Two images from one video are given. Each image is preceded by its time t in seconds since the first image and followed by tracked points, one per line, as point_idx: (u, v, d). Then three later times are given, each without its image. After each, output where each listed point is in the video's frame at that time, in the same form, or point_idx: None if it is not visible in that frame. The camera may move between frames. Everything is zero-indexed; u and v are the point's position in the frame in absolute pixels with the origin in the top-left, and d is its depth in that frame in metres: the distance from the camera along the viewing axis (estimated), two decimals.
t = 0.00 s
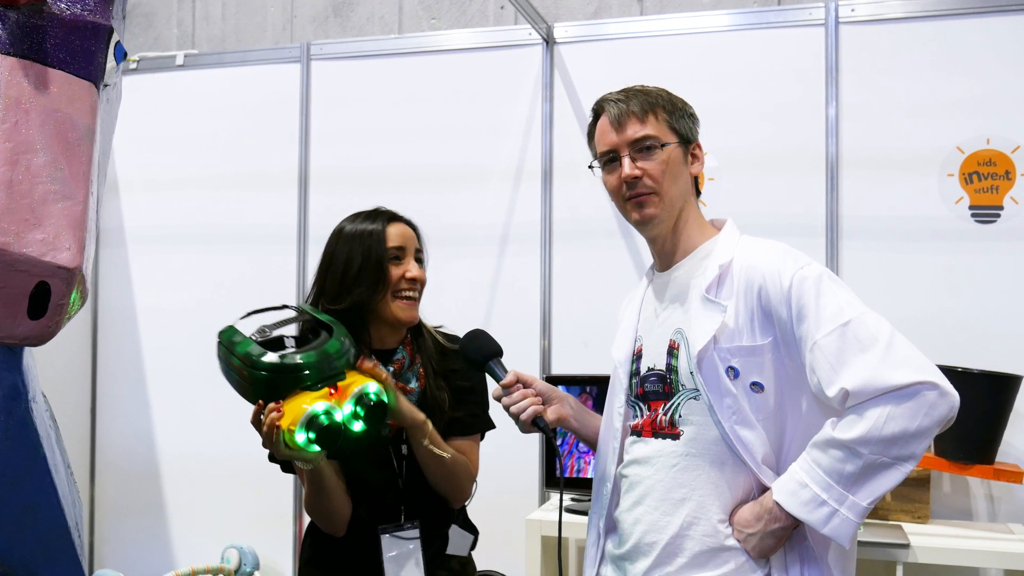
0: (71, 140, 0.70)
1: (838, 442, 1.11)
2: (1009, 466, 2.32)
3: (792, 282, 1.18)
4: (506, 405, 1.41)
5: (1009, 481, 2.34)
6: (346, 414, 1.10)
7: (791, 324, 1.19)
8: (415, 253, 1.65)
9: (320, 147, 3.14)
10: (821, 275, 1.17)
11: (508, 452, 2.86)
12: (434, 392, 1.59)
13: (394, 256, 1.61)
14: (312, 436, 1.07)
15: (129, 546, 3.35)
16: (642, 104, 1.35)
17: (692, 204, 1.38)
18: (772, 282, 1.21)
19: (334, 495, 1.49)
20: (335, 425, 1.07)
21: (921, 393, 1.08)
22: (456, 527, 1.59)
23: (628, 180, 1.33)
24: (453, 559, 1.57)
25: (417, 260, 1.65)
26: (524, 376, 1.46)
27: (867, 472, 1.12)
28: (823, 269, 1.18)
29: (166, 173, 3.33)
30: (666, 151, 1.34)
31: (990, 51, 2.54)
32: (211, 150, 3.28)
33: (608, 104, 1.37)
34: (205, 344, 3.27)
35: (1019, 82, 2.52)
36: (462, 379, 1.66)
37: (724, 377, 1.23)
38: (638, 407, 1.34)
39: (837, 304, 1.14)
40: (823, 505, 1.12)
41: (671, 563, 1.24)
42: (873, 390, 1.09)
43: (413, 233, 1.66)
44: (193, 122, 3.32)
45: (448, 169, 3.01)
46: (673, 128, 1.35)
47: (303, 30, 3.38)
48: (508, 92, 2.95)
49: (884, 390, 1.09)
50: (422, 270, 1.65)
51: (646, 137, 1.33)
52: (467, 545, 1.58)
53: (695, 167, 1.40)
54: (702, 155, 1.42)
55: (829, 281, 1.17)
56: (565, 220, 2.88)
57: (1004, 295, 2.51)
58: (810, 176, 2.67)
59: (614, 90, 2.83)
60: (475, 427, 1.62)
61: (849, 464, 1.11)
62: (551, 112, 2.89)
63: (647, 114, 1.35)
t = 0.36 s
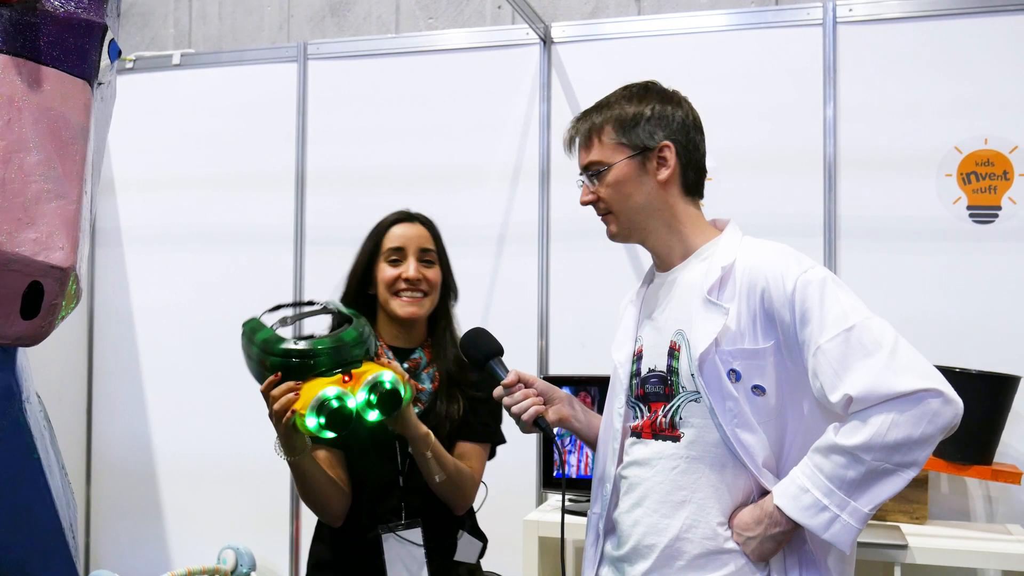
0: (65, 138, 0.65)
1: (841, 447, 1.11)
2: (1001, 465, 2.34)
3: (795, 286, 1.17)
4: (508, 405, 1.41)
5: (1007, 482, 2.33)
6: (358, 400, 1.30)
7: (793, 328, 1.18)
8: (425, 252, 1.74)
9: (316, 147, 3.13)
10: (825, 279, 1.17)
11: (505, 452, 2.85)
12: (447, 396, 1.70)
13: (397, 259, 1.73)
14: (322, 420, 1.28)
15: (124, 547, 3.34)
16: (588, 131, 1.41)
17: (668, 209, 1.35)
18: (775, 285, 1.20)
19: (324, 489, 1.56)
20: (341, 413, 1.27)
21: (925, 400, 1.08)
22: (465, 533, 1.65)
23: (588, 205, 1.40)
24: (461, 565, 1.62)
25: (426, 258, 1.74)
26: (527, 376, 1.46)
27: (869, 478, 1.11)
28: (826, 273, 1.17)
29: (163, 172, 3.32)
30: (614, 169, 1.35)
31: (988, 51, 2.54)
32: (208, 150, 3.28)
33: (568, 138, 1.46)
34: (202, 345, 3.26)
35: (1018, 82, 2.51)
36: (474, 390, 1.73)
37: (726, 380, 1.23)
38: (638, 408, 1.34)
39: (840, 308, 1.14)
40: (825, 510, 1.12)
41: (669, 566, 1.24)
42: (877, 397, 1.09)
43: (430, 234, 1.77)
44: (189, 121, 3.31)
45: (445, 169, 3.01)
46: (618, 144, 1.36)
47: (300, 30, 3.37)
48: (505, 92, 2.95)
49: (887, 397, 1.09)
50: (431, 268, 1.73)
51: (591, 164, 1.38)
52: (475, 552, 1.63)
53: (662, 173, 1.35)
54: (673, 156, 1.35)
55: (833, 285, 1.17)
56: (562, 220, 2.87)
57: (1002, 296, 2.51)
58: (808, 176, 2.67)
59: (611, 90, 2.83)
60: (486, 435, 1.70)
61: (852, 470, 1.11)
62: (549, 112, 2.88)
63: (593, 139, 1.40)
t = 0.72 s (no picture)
0: (61, 138, 0.64)
1: (832, 445, 1.10)
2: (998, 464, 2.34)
3: (788, 283, 1.17)
4: (511, 407, 1.40)
5: (1006, 481, 2.33)
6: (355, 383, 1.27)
7: (787, 326, 1.18)
8: (447, 260, 1.67)
9: (314, 147, 3.13)
10: (818, 276, 1.16)
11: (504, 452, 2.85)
12: (469, 395, 1.64)
13: (418, 265, 1.65)
14: (325, 404, 1.24)
15: (122, 548, 3.33)
16: (577, 137, 1.42)
17: (658, 208, 1.35)
18: (768, 283, 1.20)
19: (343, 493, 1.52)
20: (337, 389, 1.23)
21: (916, 397, 1.07)
22: (484, 539, 1.62)
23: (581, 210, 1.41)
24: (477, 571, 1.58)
25: (450, 266, 1.67)
26: (529, 378, 1.45)
27: (861, 476, 1.11)
28: (820, 270, 1.17)
29: (160, 173, 3.31)
30: (601, 174, 1.36)
31: (986, 51, 2.54)
32: (205, 150, 3.27)
33: (560, 145, 1.47)
34: (200, 345, 3.25)
35: (1016, 81, 2.51)
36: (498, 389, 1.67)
37: (722, 378, 1.22)
38: (636, 408, 1.34)
39: (833, 306, 1.13)
40: (818, 509, 1.11)
41: (667, 566, 1.23)
42: (868, 394, 1.08)
43: (455, 241, 1.70)
44: (186, 122, 3.30)
45: (443, 169, 3.00)
46: (604, 149, 1.37)
47: (298, 30, 3.37)
48: (502, 92, 2.94)
49: (878, 394, 1.08)
50: (453, 275, 1.66)
51: (580, 169, 1.39)
52: (493, 559, 1.60)
53: (648, 173, 1.34)
54: (659, 156, 1.34)
55: (826, 282, 1.16)
56: (561, 220, 2.87)
57: (1001, 295, 2.51)
58: (806, 175, 2.66)
59: (609, 90, 2.82)
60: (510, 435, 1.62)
61: (844, 467, 1.11)
62: (547, 112, 2.88)
63: (581, 144, 1.41)
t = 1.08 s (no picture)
0: (56, 134, 0.63)
1: (828, 437, 1.11)
2: (996, 459, 2.34)
3: (783, 276, 1.17)
4: (511, 403, 1.41)
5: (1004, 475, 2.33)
6: (347, 368, 1.14)
7: (782, 319, 1.18)
8: (445, 262, 1.64)
9: (312, 144, 3.13)
10: (813, 269, 1.17)
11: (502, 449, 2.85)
12: (464, 396, 1.56)
13: (417, 267, 1.64)
14: (309, 380, 1.10)
15: (120, 546, 3.33)
16: (570, 135, 1.42)
17: (654, 204, 1.35)
18: (764, 276, 1.20)
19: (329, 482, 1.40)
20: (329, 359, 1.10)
21: (910, 387, 1.08)
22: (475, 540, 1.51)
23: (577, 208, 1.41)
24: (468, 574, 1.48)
25: (447, 267, 1.64)
26: (528, 374, 1.46)
27: (857, 467, 1.11)
28: (815, 263, 1.17)
29: (157, 170, 3.31)
30: (596, 170, 1.36)
31: (984, 46, 2.54)
32: (203, 148, 3.27)
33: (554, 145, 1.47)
34: (198, 343, 3.25)
35: (1013, 76, 2.51)
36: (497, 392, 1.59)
37: (718, 372, 1.22)
38: (633, 403, 1.34)
39: (828, 297, 1.13)
40: (814, 500, 1.11)
41: (665, 559, 1.23)
42: (862, 385, 1.08)
43: (459, 243, 1.66)
44: (183, 119, 3.30)
45: (441, 165, 3.00)
46: (599, 145, 1.37)
47: (294, 27, 3.36)
48: (500, 89, 2.94)
49: (872, 385, 1.08)
50: (449, 278, 1.63)
51: (575, 167, 1.39)
52: (484, 561, 1.50)
53: (643, 169, 1.34)
54: (654, 152, 1.34)
55: (821, 275, 1.17)
56: (559, 216, 2.87)
57: (998, 291, 2.51)
58: (804, 171, 2.67)
59: (606, 86, 2.82)
60: (495, 435, 1.56)
61: (840, 459, 1.11)
62: (544, 108, 2.88)
63: (575, 142, 1.41)
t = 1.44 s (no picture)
0: (61, 126, 0.63)
1: (826, 428, 1.11)
2: (995, 454, 2.34)
3: (780, 269, 1.17)
4: (511, 397, 1.40)
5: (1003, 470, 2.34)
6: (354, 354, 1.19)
7: (780, 311, 1.18)
8: (454, 255, 1.64)
9: (312, 138, 3.13)
10: (810, 261, 1.17)
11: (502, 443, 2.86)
12: (464, 391, 1.56)
13: (427, 257, 1.65)
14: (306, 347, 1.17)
15: (121, 539, 3.34)
16: (569, 129, 1.42)
17: (654, 198, 1.35)
18: (761, 269, 1.20)
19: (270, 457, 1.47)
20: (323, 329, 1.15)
21: (907, 378, 1.08)
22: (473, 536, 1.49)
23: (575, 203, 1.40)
24: (464, 569, 1.47)
25: (457, 260, 1.63)
26: (529, 368, 1.46)
27: (856, 458, 1.12)
28: (812, 255, 1.17)
29: (158, 164, 3.31)
30: (596, 164, 1.36)
31: (984, 40, 2.54)
32: (203, 142, 3.27)
33: (551, 139, 1.47)
34: (198, 336, 3.26)
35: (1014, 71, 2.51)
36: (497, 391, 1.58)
37: (717, 365, 1.23)
38: (632, 396, 1.34)
39: (825, 290, 1.14)
40: (813, 492, 1.12)
41: (665, 552, 1.24)
42: (861, 376, 1.09)
43: (471, 237, 1.66)
44: (184, 113, 3.30)
45: (441, 160, 3.00)
46: (599, 139, 1.37)
47: (295, 20, 3.36)
48: (500, 83, 2.94)
49: (870, 376, 1.09)
50: (457, 271, 1.62)
51: (573, 161, 1.39)
52: (482, 556, 1.48)
53: (643, 163, 1.34)
54: (654, 146, 1.35)
55: (818, 267, 1.17)
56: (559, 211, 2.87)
57: (998, 285, 2.52)
58: (804, 166, 2.67)
59: (607, 80, 2.82)
60: (499, 434, 1.54)
61: (838, 450, 1.11)
62: (545, 102, 2.88)
63: (574, 137, 1.41)
